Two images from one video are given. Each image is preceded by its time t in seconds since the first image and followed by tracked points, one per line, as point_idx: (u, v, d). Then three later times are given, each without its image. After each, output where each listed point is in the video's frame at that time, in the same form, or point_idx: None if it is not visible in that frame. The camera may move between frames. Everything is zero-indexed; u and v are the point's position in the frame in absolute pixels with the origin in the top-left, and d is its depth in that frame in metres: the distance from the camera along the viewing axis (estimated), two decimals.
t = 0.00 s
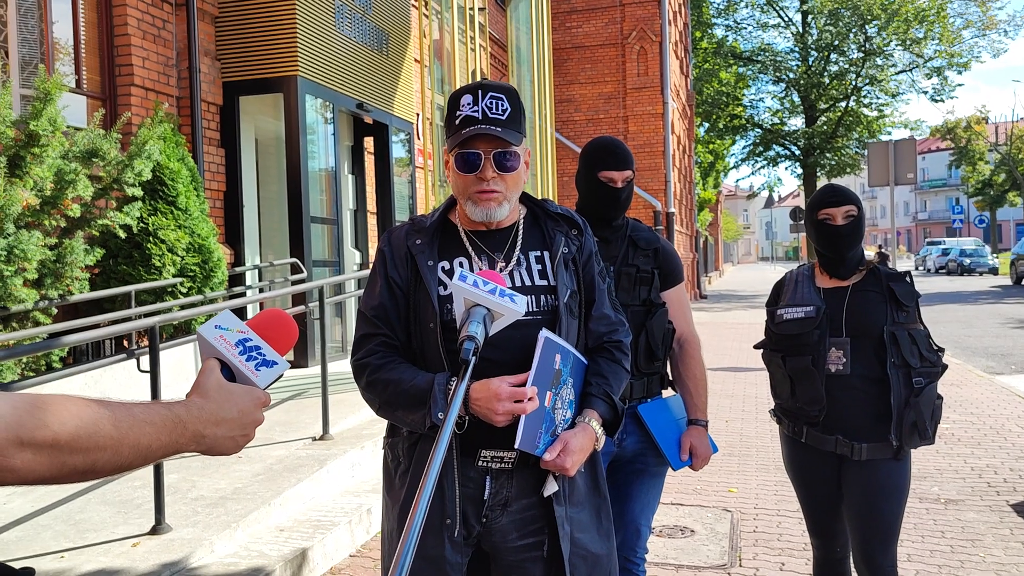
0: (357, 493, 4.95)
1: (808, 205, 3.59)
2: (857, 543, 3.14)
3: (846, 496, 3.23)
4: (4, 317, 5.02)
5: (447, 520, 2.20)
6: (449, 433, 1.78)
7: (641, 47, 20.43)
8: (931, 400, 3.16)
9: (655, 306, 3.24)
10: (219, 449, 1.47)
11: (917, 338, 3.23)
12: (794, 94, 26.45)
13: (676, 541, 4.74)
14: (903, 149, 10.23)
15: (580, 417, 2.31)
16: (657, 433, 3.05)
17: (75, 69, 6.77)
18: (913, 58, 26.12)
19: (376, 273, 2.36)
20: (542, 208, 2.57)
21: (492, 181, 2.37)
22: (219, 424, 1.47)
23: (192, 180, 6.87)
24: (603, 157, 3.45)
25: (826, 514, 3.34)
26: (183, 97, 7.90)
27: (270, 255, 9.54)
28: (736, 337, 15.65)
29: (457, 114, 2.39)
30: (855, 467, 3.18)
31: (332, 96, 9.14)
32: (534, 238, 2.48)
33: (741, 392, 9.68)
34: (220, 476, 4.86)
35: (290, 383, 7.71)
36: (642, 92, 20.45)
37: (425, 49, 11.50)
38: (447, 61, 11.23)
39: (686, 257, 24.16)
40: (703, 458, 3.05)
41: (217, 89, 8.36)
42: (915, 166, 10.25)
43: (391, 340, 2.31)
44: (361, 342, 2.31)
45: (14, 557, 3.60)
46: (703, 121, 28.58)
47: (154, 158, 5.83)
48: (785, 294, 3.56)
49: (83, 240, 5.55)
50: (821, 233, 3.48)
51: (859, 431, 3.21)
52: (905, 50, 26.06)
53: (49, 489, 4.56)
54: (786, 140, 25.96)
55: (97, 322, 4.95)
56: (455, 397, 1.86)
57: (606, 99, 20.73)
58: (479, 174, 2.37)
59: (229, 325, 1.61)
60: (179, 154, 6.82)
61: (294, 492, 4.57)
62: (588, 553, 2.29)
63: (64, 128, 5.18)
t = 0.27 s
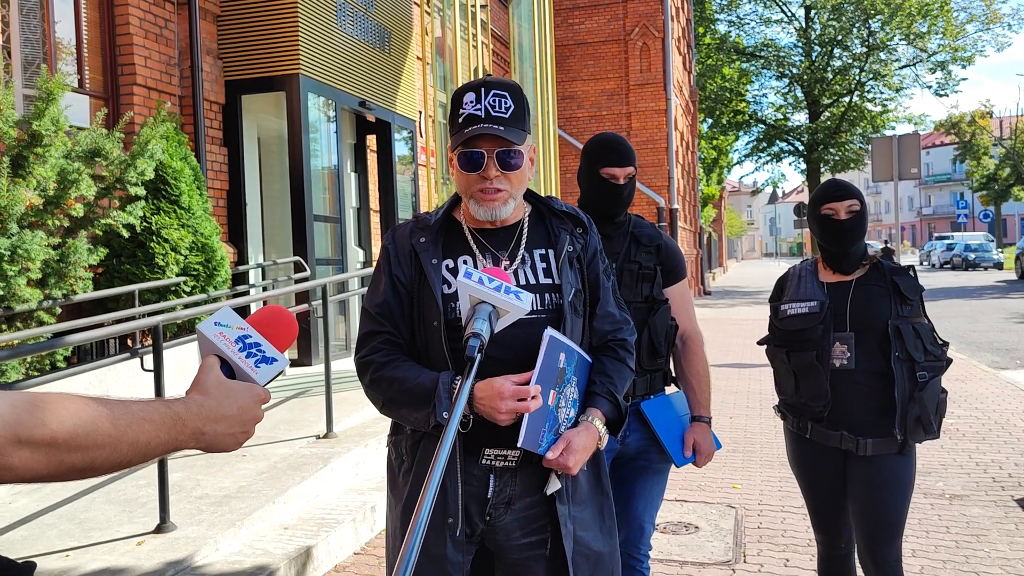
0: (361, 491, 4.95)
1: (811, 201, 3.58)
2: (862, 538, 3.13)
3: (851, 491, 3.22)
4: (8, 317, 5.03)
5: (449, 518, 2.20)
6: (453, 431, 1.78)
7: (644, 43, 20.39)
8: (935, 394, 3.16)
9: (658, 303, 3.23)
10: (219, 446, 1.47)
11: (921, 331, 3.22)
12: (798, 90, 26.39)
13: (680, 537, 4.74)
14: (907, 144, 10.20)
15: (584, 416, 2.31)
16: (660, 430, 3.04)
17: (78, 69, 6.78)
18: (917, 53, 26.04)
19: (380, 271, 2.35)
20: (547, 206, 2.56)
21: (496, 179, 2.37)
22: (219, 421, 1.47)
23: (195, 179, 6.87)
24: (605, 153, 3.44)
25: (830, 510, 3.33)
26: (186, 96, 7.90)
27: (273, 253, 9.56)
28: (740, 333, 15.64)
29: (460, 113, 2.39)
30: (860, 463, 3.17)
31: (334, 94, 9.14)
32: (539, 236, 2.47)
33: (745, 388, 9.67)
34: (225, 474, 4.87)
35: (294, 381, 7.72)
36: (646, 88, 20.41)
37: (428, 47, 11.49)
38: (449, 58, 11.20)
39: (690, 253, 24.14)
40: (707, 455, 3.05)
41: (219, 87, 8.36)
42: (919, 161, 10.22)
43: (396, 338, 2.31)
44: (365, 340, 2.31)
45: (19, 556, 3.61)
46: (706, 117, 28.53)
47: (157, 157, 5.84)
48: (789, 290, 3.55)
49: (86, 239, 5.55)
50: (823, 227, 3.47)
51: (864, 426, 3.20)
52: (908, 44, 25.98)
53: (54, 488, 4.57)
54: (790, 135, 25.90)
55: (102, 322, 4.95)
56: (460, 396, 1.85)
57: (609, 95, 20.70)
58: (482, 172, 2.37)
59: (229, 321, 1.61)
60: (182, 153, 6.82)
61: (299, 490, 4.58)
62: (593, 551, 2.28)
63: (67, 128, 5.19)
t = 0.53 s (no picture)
0: (369, 488, 4.97)
1: (816, 195, 3.57)
2: (869, 532, 3.13)
3: (858, 485, 3.21)
4: (18, 317, 5.06)
5: (458, 516, 2.21)
6: (461, 428, 1.78)
7: (650, 39, 20.33)
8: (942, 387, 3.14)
9: (664, 298, 3.22)
10: (223, 443, 1.48)
11: (928, 324, 3.21)
12: (805, 84, 26.29)
13: (688, 533, 4.74)
14: (914, 138, 10.16)
15: (591, 411, 2.31)
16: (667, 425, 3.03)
17: (85, 69, 6.81)
18: (924, 46, 25.91)
19: (386, 271, 2.36)
20: (551, 200, 2.56)
21: (496, 174, 2.37)
22: (223, 419, 1.48)
23: (202, 178, 6.89)
24: (610, 149, 3.44)
25: (839, 505, 3.32)
26: (192, 95, 7.92)
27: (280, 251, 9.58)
28: (748, 328, 15.60)
29: (457, 109, 2.40)
30: (867, 457, 3.17)
31: (340, 92, 9.15)
32: (543, 232, 2.47)
33: (753, 383, 9.66)
34: (234, 472, 4.90)
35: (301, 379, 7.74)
36: (652, 84, 20.35)
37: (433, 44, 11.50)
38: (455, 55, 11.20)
39: (698, 249, 24.09)
40: (713, 451, 3.05)
41: (225, 86, 8.39)
42: (927, 155, 10.17)
43: (402, 337, 2.32)
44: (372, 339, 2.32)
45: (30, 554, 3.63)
46: (713, 112, 28.46)
47: (164, 156, 5.86)
48: (794, 284, 3.54)
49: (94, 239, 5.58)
50: (829, 222, 3.47)
51: (870, 420, 3.19)
52: (916, 37, 25.86)
53: (65, 486, 4.60)
54: (797, 130, 25.81)
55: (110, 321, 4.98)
56: (469, 391, 1.85)
57: (615, 91, 20.67)
58: (481, 167, 2.37)
59: (233, 318, 1.60)
60: (189, 152, 6.84)
61: (308, 487, 4.60)
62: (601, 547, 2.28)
63: (74, 128, 5.21)
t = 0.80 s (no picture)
0: (385, 483, 4.98)
1: (829, 187, 3.55)
2: (882, 526, 3.11)
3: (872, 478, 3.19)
4: (35, 315, 5.10)
5: (471, 512, 2.21)
6: (475, 421, 1.77)
7: (662, 32, 20.21)
8: (956, 380, 3.12)
9: (678, 292, 3.20)
10: (236, 437, 1.48)
11: (943, 317, 3.17)
12: (819, 75, 26.08)
13: (703, 526, 4.72)
14: (930, 128, 10.06)
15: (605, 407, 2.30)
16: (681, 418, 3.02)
17: (99, 68, 6.86)
18: (939, 36, 25.64)
19: (399, 266, 2.36)
20: (565, 195, 2.55)
21: (508, 170, 2.36)
22: (236, 413, 1.48)
23: (216, 175, 6.92)
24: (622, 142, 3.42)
25: (852, 498, 3.30)
26: (205, 93, 7.96)
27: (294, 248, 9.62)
28: (762, 321, 15.53)
29: (471, 104, 2.39)
30: (879, 449, 3.14)
31: (352, 88, 9.17)
32: (557, 227, 2.46)
33: (768, 376, 9.61)
34: (250, 467, 4.92)
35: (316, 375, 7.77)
36: (664, 77, 20.24)
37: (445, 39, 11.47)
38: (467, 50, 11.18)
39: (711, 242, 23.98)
40: (728, 444, 3.04)
41: (238, 84, 8.42)
42: (943, 146, 10.07)
43: (417, 333, 2.32)
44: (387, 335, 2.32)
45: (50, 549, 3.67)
46: (726, 104, 28.30)
47: (178, 154, 5.89)
48: (808, 276, 3.52)
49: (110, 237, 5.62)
50: (842, 214, 3.44)
51: (883, 413, 3.17)
52: (931, 27, 25.59)
53: (83, 482, 4.65)
54: (811, 122, 25.62)
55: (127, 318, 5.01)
56: (482, 384, 1.84)
57: (627, 85, 20.59)
58: (493, 164, 2.36)
59: (246, 312, 1.60)
60: (202, 150, 6.87)
61: (323, 482, 4.62)
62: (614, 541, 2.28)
63: (89, 127, 5.25)
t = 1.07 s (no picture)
0: (405, 478, 5.00)
1: (849, 176, 3.49)
2: (904, 519, 3.07)
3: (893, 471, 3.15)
4: (60, 313, 5.16)
5: (491, 507, 2.19)
6: (490, 415, 1.76)
7: (681, 23, 20.04)
8: (979, 372, 3.06)
9: (698, 285, 3.18)
10: (251, 432, 1.48)
11: (964, 309, 3.12)
12: (840, 64, 25.77)
13: (724, 520, 4.69)
14: (954, 116, 9.90)
15: (624, 401, 2.29)
16: (700, 411, 3.00)
17: (120, 67, 6.92)
18: (964, 23, 25.24)
19: (417, 261, 2.36)
20: (583, 188, 2.53)
21: (526, 168, 2.34)
22: (250, 408, 1.48)
23: (236, 172, 6.96)
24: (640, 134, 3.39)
25: (873, 491, 3.25)
26: (225, 91, 8.01)
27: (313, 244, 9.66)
28: (784, 313, 15.40)
29: (488, 101, 2.38)
30: (900, 443, 3.10)
31: (371, 84, 9.18)
32: (575, 221, 2.45)
33: (789, 369, 9.53)
34: (272, 462, 4.96)
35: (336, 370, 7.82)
36: (684, 69, 20.08)
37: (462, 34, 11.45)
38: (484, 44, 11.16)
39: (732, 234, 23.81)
40: (749, 437, 2.99)
41: (257, 81, 8.46)
42: (968, 134, 9.91)
43: (435, 328, 2.31)
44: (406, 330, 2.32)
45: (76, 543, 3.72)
46: (747, 95, 28.05)
47: (198, 152, 5.93)
48: (828, 268, 3.48)
49: (132, 234, 5.67)
50: (863, 205, 3.38)
51: (904, 406, 3.12)
52: (955, 14, 25.18)
53: (108, 477, 4.70)
54: (833, 112, 25.32)
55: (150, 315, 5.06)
56: (497, 378, 1.83)
57: (647, 77, 20.48)
58: (511, 161, 2.35)
59: (260, 309, 1.62)
60: (222, 147, 6.91)
61: (344, 477, 4.64)
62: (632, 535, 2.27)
63: (110, 126, 5.30)
